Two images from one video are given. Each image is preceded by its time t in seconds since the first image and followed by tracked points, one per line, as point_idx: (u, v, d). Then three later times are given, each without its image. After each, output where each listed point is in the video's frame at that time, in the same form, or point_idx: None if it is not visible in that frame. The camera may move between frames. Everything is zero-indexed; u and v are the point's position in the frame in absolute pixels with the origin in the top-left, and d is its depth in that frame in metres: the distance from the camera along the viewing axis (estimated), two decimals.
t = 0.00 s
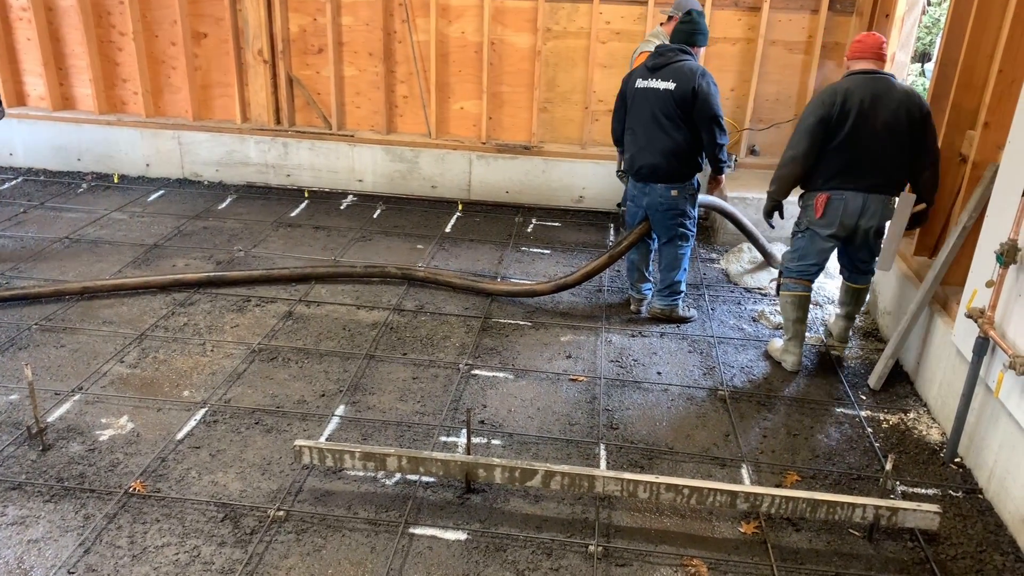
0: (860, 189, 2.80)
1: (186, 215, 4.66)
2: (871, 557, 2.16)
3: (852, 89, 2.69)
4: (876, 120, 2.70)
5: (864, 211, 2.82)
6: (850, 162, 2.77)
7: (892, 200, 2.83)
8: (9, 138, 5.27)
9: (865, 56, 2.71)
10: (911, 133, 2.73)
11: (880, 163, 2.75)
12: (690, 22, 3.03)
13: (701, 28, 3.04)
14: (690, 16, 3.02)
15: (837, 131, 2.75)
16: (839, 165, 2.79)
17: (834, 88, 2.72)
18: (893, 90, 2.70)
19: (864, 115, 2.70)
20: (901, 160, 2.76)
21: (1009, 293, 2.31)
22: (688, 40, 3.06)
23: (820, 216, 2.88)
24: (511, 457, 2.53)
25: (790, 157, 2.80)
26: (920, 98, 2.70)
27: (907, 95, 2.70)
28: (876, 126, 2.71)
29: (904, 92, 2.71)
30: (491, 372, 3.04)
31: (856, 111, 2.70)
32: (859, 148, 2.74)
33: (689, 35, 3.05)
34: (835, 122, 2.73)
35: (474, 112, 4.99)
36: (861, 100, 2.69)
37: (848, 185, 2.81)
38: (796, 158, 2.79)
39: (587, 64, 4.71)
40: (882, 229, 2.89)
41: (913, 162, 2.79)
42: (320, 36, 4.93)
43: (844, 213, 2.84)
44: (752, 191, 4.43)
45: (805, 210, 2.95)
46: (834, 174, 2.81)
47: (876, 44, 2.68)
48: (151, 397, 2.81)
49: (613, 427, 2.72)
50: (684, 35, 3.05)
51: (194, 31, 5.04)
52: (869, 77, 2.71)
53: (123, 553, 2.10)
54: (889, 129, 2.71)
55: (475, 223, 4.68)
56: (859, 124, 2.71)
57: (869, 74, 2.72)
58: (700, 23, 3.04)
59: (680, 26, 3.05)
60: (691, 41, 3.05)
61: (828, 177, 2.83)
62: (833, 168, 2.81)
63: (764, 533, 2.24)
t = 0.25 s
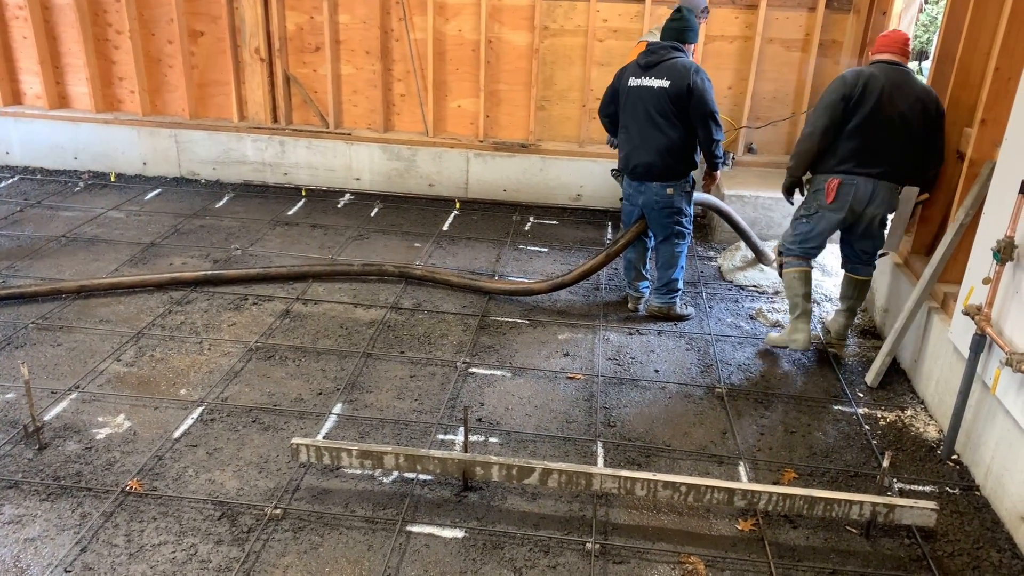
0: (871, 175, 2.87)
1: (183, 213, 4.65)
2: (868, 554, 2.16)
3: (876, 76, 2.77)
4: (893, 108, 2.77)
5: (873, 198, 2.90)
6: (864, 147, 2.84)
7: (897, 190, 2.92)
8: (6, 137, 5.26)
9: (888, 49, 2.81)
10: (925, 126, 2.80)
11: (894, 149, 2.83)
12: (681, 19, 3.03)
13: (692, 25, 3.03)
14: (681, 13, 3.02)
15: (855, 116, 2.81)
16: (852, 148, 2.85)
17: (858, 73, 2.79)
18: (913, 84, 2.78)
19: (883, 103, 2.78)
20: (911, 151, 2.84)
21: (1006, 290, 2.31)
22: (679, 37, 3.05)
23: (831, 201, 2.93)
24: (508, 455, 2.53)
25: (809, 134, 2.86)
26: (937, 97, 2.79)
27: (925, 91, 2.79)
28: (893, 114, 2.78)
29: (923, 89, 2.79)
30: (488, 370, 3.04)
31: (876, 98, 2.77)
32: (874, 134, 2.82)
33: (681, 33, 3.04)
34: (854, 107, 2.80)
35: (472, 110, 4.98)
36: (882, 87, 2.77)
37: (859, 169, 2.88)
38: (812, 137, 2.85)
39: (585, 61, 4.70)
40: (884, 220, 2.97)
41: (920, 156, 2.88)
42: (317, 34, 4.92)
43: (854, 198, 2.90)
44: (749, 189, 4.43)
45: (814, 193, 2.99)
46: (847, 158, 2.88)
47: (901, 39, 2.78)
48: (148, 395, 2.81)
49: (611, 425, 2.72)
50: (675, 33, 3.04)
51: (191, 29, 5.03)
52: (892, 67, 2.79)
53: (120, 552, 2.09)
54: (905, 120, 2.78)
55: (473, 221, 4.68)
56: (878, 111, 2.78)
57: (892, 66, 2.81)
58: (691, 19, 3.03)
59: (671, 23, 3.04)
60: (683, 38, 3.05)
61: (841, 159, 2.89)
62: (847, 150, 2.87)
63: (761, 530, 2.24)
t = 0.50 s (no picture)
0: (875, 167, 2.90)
1: (182, 211, 4.65)
2: (867, 551, 2.16)
3: (886, 68, 2.79)
4: (902, 100, 2.79)
5: (874, 190, 2.93)
6: (870, 137, 2.86)
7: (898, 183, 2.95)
8: (5, 135, 5.25)
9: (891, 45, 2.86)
10: (931, 121, 2.82)
11: (900, 141, 2.84)
12: (677, 16, 3.02)
13: (688, 22, 3.02)
14: (677, 10, 3.01)
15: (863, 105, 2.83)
16: (859, 138, 2.87)
17: (869, 65, 2.82)
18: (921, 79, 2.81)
19: (892, 95, 2.79)
20: (917, 145, 2.85)
21: (1005, 287, 2.31)
22: (675, 34, 3.04)
23: (831, 190, 2.97)
24: (508, 452, 2.53)
25: (816, 122, 2.89)
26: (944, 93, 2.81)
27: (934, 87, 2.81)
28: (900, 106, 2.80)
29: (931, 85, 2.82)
30: (487, 368, 3.04)
31: (884, 90, 2.79)
32: (882, 125, 2.83)
33: (677, 29, 3.02)
34: (862, 98, 2.82)
35: (471, 108, 4.98)
36: (891, 80, 2.79)
37: (863, 160, 2.90)
38: (820, 125, 2.87)
39: (584, 59, 4.70)
40: (885, 214, 3.00)
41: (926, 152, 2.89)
42: (316, 31, 4.91)
43: (855, 189, 2.94)
44: (748, 186, 4.42)
45: (816, 181, 3.02)
46: (853, 148, 2.89)
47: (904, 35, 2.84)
48: (147, 393, 2.81)
49: (610, 422, 2.72)
50: (670, 30, 3.02)
51: (190, 27, 5.02)
52: (903, 62, 2.82)
53: (120, 549, 2.09)
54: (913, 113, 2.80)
55: (472, 219, 4.68)
56: (886, 102, 2.80)
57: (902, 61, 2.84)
58: (687, 16, 3.02)
59: (667, 20, 3.02)
60: (679, 35, 3.03)
61: (846, 149, 2.91)
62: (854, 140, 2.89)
63: (760, 527, 2.24)
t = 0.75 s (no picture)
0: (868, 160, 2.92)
1: (182, 209, 4.65)
2: (866, 549, 2.17)
3: (875, 64, 2.81)
4: (891, 96, 2.81)
5: (868, 183, 2.96)
6: (862, 133, 2.88)
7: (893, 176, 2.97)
8: (4, 133, 5.25)
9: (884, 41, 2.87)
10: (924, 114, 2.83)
11: (892, 135, 2.86)
12: (676, 15, 3.02)
13: (688, 21, 3.03)
14: (676, 9, 3.01)
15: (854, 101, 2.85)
16: (851, 134, 2.90)
17: (858, 62, 2.85)
18: (912, 72, 2.82)
19: (882, 91, 2.81)
20: (909, 138, 2.87)
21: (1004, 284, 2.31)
22: (675, 33, 3.04)
23: (826, 184, 3.00)
24: (508, 450, 2.54)
25: (809, 120, 2.92)
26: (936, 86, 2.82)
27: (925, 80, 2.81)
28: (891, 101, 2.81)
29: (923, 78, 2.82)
30: (487, 366, 3.04)
31: (874, 86, 2.81)
32: (874, 120, 2.85)
33: (676, 28, 3.03)
34: (853, 94, 2.85)
35: (470, 106, 4.97)
36: (880, 76, 2.81)
37: (856, 155, 2.93)
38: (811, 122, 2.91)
39: (584, 57, 4.69)
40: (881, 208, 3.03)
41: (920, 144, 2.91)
42: (315, 30, 4.91)
43: (850, 182, 2.97)
44: (748, 184, 4.42)
45: (811, 177, 3.06)
46: (846, 144, 2.93)
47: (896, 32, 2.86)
48: (147, 391, 2.81)
49: (609, 420, 2.72)
50: (670, 29, 3.03)
51: (189, 25, 5.02)
52: (893, 56, 2.83)
53: (120, 547, 2.10)
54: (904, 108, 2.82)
55: (472, 217, 4.68)
56: (876, 98, 2.82)
57: (893, 55, 2.85)
58: (686, 15, 3.03)
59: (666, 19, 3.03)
60: (678, 34, 3.04)
61: (839, 145, 2.95)
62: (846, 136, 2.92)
63: (759, 525, 2.24)
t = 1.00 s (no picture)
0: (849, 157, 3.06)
1: (183, 207, 4.65)
2: (867, 546, 2.17)
3: (844, 65, 2.93)
4: (864, 93, 2.93)
5: (853, 179, 3.08)
6: (841, 132, 3.02)
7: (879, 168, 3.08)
8: (5, 131, 5.25)
9: (860, 33, 2.96)
10: (899, 106, 2.93)
11: (870, 131, 2.99)
12: (684, 13, 3.01)
13: (695, 19, 3.02)
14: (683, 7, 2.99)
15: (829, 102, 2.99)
16: (830, 134, 3.04)
17: (828, 64, 2.97)
18: (881, 66, 2.92)
19: (854, 89, 2.94)
20: (888, 131, 2.99)
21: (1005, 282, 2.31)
22: (682, 31, 3.03)
23: (813, 182, 3.14)
24: (509, 447, 2.54)
25: (789, 125, 3.08)
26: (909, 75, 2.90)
27: (897, 71, 2.90)
28: (863, 100, 2.94)
29: (895, 69, 2.91)
30: (488, 363, 3.04)
31: (845, 84, 2.93)
32: (850, 119, 2.99)
33: (684, 26, 3.02)
34: (827, 95, 2.98)
35: (471, 103, 4.97)
36: (850, 76, 2.93)
37: (837, 152, 3.07)
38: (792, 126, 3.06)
39: (585, 54, 4.69)
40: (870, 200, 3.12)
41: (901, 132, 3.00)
42: (316, 27, 4.90)
43: (835, 179, 3.09)
44: (749, 180, 4.42)
45: (800, 176, 3.21)
46: (828, 142, 3.07)
47: (873, 22, 2.93)
48: (149, 389, 2.81)
49: (610, 417, 2.72)
50: (678, 27, 3.02)
51: (190, 22, 5.01)
52: (862, 53, 2.94)
53: (121, 544, 2.10)
54: (877, 102, 2.93)
55: (473, 215, 4.68)
56: (849, 96, 2.94)
57: (864, 50, 2.96)
58: (694, 13, 3.02)
59: (674, 16, 3.01)
60: (685, 32, 3.03)
61: (821, 145, 3.09)
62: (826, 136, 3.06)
63: (760, 522, 2.25)
